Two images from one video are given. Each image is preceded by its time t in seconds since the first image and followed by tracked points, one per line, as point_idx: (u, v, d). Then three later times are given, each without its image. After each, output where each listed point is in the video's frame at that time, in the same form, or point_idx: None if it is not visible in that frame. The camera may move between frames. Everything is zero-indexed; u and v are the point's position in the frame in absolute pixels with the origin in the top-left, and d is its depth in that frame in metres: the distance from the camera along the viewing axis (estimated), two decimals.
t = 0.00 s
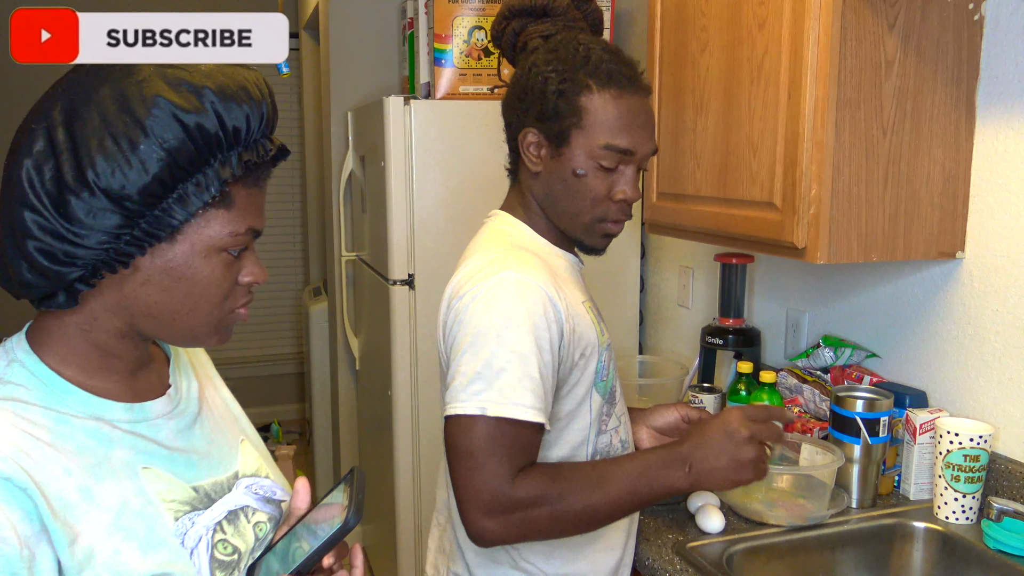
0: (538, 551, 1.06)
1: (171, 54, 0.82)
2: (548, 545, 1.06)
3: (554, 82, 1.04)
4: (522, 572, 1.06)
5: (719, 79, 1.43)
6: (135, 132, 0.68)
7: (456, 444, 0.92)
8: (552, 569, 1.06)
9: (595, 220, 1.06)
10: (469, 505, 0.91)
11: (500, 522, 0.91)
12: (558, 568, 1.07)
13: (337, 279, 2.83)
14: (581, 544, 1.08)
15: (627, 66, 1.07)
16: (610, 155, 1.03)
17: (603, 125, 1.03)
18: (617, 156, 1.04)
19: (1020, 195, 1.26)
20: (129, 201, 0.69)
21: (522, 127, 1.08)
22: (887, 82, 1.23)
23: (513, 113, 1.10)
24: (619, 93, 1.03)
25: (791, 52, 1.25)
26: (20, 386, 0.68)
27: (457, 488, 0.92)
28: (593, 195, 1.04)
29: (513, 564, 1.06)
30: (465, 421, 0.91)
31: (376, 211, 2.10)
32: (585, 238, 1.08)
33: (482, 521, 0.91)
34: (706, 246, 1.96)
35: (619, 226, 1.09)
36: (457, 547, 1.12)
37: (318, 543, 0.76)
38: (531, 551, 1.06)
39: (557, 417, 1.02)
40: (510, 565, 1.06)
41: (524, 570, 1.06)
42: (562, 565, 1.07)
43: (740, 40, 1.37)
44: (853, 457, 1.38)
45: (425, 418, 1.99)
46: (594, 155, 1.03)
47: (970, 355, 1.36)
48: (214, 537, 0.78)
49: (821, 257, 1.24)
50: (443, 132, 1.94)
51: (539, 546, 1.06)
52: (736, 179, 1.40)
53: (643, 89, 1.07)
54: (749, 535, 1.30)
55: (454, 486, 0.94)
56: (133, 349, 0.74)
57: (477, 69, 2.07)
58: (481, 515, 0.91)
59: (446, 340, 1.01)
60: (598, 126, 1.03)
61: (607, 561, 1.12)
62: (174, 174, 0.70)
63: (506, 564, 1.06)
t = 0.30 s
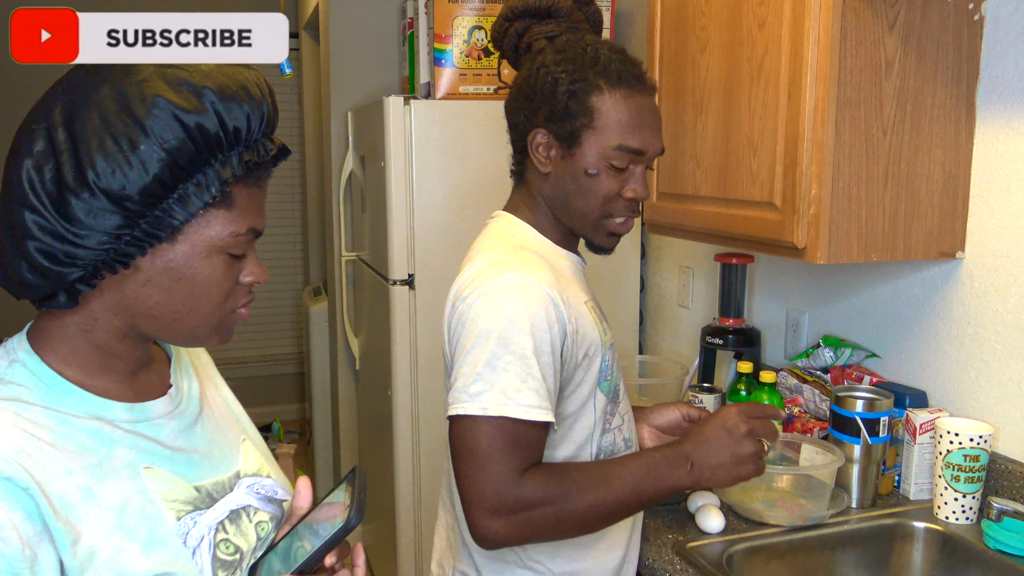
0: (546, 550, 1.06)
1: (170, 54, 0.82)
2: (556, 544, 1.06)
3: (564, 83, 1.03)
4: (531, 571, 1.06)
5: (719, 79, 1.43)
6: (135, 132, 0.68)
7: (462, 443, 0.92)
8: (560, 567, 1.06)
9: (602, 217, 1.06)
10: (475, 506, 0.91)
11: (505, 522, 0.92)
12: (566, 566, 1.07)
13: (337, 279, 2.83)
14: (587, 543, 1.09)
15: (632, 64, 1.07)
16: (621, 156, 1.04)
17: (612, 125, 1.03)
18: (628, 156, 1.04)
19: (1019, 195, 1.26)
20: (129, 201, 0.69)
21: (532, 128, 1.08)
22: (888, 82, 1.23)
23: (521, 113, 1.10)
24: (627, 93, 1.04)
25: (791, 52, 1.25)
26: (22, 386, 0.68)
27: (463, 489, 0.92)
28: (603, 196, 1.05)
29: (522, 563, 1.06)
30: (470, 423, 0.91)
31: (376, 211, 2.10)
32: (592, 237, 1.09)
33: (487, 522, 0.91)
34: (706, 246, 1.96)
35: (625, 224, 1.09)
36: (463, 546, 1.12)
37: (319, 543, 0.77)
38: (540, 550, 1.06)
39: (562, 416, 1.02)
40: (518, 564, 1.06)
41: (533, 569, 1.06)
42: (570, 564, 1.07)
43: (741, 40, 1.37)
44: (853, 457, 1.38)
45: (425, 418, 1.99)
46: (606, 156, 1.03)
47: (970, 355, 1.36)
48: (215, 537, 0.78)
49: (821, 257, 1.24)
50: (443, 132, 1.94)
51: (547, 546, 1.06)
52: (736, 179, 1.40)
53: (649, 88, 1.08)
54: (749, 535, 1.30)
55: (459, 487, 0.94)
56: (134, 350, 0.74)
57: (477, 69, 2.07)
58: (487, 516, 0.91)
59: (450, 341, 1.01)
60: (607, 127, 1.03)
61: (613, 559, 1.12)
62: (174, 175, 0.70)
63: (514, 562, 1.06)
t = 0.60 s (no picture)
0: (551, 549, 1.06)
1: (170, 53, 0.82)
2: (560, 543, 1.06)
3: (561, 87, 1.03)
4: (536, 570, 1.06)
5: (719, 80, 1.43)
6: (136, 132, 0.68)
7: (463, 447, 0.92)
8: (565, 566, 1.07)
9: (599, 218, 1.07)
10: (476, 507, 0.92)
11: (507, 524, 0.92)
12: (570, 564, 1.07)
13: (337, 279, 2.83)
14: (592, 541, 1.09)
15: (631, 68, 1.07)
16: (619, 156, 1.04)
17: (608, 126, 1.03)
18: (626, 156, 1.04)
19: (1019, 195, 1.26)
20: (130, 201, 0.69)
21: (529, 131, 1.07)
22: (888, 82, 1.23)
23: (517, 117, 1.10)
24: (622, 93, 1.04)
25: (791, 52, 1.25)
26: (24, 386, 0.68)
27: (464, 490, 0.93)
28: (601, 197, 1.05)
29: (527, 561, 1.06)
30: (471, 426, 0.91)
31: (376, 211, 2.10)
32: (591, 237, 1.09)
33: (490, 523, 0.92)
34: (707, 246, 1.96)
35: (621, 224, 1.09)
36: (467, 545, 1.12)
37: (323, 542, 0.77)
38: (545, 549, 1.06)
39: (564, 418, 1.02)
40: (524, 563, 1.06)
41: (539, 567, 1.06)
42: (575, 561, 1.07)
43: (740, 41, 1.37)
44: (853, 457, 1.38)
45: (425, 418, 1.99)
46: (604, 157, 1.03)
47: (970, 355, 1.36)
48: (218, 536, 0.78)
49: (821, 257, 1.24)
50: (443, 132, 1.94)
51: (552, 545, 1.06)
52: (737, 178, 1.40)
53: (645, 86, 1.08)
54: (750, 535, 1.30)
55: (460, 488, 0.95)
56: (136, 349, 0.74)
57: (477, 69, 2.07)
58: (489, 518, 0.92)
59: (451, 345, 1.01)
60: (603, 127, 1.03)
61: (617, 557, 1.12)
62: (175, 175, 0.70)
63: (519, 561, 1.06)
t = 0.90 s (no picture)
0: (548, 548, 1.06)
1: (170, 53, 0.81)
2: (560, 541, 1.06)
3: (514, 73, 1.09)
4: (534, 569, 1.06)
5: (719, 80, 1.43)
6: (139, 132, 0.68)
7: (452, 449, 0.93)
8: (563, 566, 1.07)
9: (545, 201, 1.06)
10: (466, 509, 0.92)
11: (496, 525, 0.92)
12: (568, 564, 1.07)
13: (337, 279, 2.83)
14: (589, 542, 1.09)
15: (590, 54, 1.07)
16: (554, 134, 1.05)
17: (552, 107, 1.04)
18: (563, 135, 1.05)
19: (1018, 195, 1.27)
20: (134, 201, 0.69)
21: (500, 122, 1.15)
22: (888, 82, 1.23)
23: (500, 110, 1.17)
24: (567, 74, 1.04)
25: (791, 52, 1.25)
26: (27, 386, 0.68)
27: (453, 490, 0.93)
28: (541, 176, 1.06)
29: (524, 561, 1.06)
30: (461, 428, 0.91)
31: (376, 211, 2.10)
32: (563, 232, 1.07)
33: (478, 524, 0.92)
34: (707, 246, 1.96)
35: (575, 211, 1.06)
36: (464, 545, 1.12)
37: (324, 541, 0.78)
38: (543, 549, 1.06)
39: (555, 419, 1.02)
40: (521, 562, 1.06)
41: (536, 566, 1.06)
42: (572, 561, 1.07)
43: (740, 41, 1.37)
44: (853, 457, 1.38)
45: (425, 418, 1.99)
46: (541, 136, 1.05)
47: (970, 355, 1.36)
48: (220, 536, 0.78)
49: (821, 257, 1.24)
50: (443, 131, 1.94)
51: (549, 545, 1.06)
52: (737, 178, 1.40)
53: (603, 68, 1.07)
54: (750, 535, 1.30)
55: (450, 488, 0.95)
56: (138, 349, 0.74)
57: (477, 69, 2.07)
58: (478, 519, 0.92)
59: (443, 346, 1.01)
60: (545, 108, 1.05)
61: (615, 560, 1.12)
62: (179, 174, 0.70)
63: (517, 561, 1.06)
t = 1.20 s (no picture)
0: (531, 549, 1.06)
1: (170, 53, 0.81)
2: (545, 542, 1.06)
3: (496, 76, 1.10)
4: (517, 569, 1.06)
5: (718, 80, 1.43)
6: (140, 132, 0.68)
7: (427, 449, 0.93)
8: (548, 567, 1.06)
9: (529, 203, 1.06)
10: (438, 508, 0.93)
11: (465, 524, 0.93)
12: (553, 565, 1.07)
13: (337, 279, 2.83)
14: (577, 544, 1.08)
15: (568, 51, 1.06)
16: (535, 136, 1.05)
17: (531, 107, 1.04)
18: (543, 136, 1.05)
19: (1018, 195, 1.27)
20: (134, 201, 0.69)
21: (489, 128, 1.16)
22: (887, 83, 1.23)
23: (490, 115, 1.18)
24: (545, 73, 1.04)
25: (791, 52, 1.25)
26: (27, 386, 0.68)
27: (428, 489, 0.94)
28: (523, 177, 1.06)
29: (508, 561, 1.06)
30: (433, 428, 0.92)
31: (377, 211, 2.10)
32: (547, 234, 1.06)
33: (447, 522, 0.93)
34: (707, 246, 1.96)
35: (559, 211, 1.05)
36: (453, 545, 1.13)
37: (324, 541, 0.78)
38: (526, 550, 1.06)
39: (534, 422, 1.01)
40: (504, 562, 1.06)
41: (519, 567, 1.06)
42: (556, 563, 1.07)
43: (740, 40, 1.37)
44: (853, 457, 1.38)
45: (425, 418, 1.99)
46: (521, 137, 1.06)
47: (969, 355, 1.36)
48: (220, 536, 0.78)
49: (821, 257, 1.24)
50: (442, 131, 1.94)
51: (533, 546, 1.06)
52: (736, 178, 1.40)
53: (583, 65, 1.06)
54: (749, 535, 1.30)
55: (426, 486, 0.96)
56: (137, 349, 0.74)
57: (477, 69, 2.07)
58: (448, 517, 0.93)
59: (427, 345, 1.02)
60: (523, 109, 1.05)
61: (600, 566, 1.12)
62: (179, 174, 0.70)
63: (501, 560, 1.06)
